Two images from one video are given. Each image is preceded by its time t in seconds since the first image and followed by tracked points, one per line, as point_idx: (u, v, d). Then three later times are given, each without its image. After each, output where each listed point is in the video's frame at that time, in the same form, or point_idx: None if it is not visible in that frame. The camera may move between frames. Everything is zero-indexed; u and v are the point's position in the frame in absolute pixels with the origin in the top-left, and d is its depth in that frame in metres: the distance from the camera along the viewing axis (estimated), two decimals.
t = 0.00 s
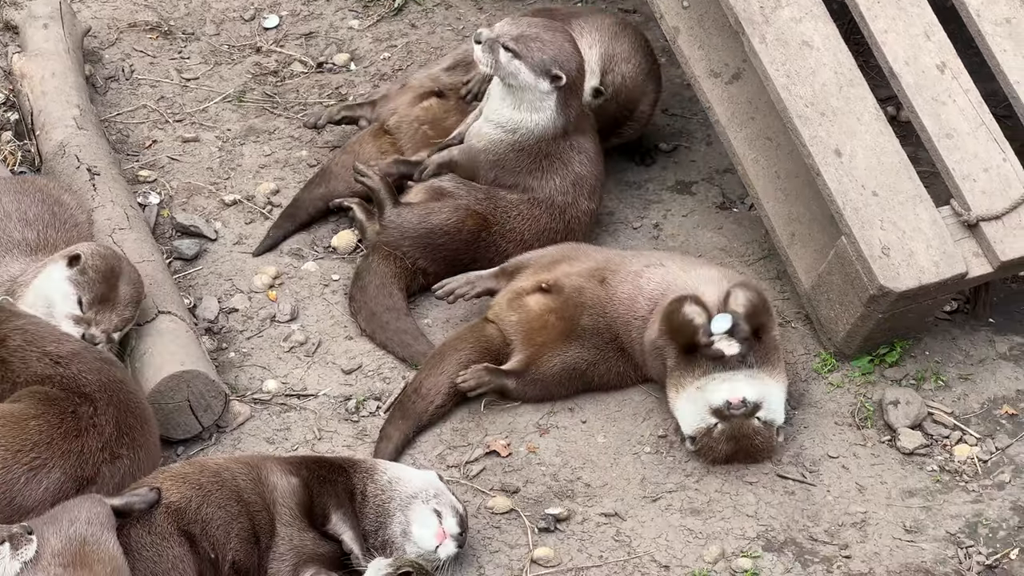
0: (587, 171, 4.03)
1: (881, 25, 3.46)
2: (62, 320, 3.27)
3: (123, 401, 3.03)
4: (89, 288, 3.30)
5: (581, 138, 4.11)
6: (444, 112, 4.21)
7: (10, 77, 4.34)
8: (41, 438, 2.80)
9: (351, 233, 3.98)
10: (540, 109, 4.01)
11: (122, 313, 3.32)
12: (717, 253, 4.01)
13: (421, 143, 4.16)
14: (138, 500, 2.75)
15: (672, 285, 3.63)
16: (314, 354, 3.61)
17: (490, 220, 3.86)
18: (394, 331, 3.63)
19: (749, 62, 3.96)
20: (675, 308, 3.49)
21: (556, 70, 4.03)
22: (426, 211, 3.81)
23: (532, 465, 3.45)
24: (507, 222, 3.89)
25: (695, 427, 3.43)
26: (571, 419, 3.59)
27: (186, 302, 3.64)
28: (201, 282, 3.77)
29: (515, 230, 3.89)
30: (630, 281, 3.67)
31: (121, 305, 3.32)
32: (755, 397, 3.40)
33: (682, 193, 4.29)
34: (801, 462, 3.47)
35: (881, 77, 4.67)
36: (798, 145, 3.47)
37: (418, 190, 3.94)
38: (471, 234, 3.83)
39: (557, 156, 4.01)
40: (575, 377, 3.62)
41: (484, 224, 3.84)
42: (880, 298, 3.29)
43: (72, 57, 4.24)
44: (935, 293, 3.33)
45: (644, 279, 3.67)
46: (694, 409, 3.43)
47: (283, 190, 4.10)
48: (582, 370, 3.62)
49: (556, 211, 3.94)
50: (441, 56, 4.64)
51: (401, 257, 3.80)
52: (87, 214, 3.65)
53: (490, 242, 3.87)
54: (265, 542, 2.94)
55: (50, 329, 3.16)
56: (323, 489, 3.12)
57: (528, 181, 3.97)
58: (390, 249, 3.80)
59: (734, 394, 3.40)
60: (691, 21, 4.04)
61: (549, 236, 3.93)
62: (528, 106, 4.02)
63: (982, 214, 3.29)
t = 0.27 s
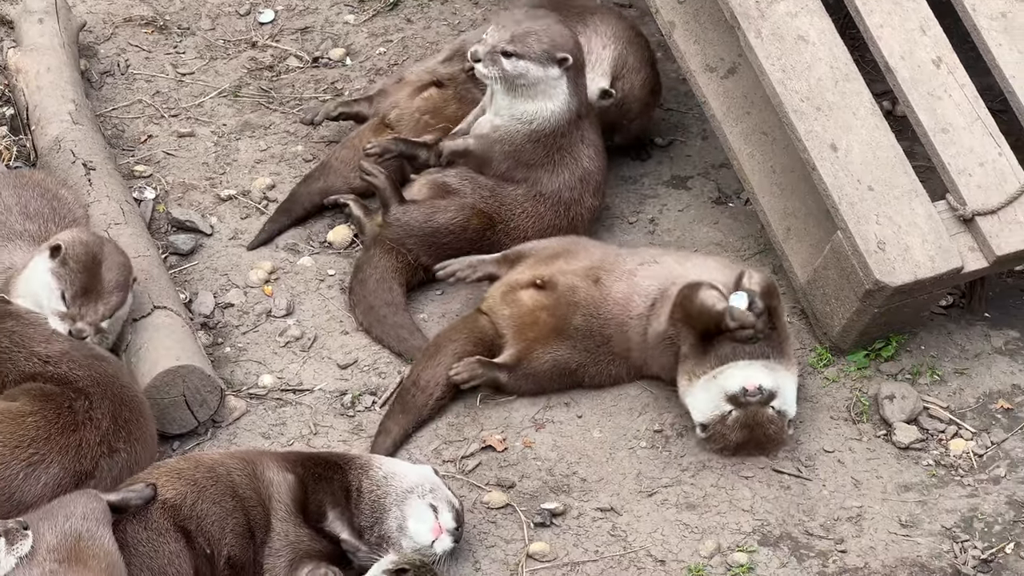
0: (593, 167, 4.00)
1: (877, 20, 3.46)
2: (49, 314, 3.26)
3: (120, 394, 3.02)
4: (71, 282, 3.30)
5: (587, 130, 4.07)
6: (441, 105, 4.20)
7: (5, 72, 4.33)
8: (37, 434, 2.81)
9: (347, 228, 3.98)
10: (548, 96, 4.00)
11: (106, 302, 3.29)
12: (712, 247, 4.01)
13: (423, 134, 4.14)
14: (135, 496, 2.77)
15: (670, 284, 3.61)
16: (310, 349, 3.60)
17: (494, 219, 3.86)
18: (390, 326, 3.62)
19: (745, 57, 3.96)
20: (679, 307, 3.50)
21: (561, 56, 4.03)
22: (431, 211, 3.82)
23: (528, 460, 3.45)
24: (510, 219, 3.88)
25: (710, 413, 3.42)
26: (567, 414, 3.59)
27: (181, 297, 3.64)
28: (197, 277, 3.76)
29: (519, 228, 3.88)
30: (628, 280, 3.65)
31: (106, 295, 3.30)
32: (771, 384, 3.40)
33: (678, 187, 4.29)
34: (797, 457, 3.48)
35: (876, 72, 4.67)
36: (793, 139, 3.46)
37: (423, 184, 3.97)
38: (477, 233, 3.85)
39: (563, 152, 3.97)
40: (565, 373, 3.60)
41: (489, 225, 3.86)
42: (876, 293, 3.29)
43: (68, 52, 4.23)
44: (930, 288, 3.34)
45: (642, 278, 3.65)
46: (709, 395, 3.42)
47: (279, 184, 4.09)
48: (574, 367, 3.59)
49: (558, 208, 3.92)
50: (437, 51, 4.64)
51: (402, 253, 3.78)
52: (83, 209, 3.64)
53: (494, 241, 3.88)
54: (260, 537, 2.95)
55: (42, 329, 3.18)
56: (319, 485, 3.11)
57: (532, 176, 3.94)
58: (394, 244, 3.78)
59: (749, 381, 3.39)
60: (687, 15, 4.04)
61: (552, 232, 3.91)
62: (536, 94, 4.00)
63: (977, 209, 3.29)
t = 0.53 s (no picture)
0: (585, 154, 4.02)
1: (872, 13, 3.46)
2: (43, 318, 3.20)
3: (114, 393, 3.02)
4: (65, 287, 3.26)
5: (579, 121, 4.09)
6: (433, 99, 4.21)
7: None
8: (33, 431, 2.80)
9: (342, 222, 3.97)
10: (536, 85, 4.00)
11: (101, 305, 3.27)
12: (707, 241, 4.00)
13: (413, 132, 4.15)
14: (130, 489, 2.77)
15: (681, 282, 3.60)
16: (305, 343, 3.60)
17: (486, 213, 3.88)
18: (385, 320, 3.62)
19: (740, 51, 3.96)
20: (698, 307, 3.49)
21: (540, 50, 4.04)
22: (423, 204, 3.81)
23: (523, 453, 3.46)
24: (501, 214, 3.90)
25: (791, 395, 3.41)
26: (562, 408, 3.60)
27: (176, 291, 3.63)
28: (192, 271, 3.76)
29: (511, 222, 3.90)
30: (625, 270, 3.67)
31: (101, 298, 3.28)
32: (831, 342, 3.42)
33: (673, 181, 4.29)
34: (792, 451, 3.50)
35: (871, 66, 4.67)
36: (788, 133, 3.46)
37: (413, 177, 3.98)
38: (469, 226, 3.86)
39: (555, 143, 3.99)
40: (540, 358, 3.63)
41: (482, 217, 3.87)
42: (870, 286, 3.30)
43: (63, 46, 4.23)
44: (925, 281, 3.35)
45: (641, 269, 3.67)
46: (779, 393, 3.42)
47: (274, 178, 4.09)
48: (548, 355, 3.62)
49: (551, 200, 3.93)
50: (432, 44, 4.63)
51: (397, 246, 3.76)
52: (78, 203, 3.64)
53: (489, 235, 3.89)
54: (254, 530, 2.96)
55: (35, 329, 3.15)
56: (317, 479, 3.13)
57: (526, 170, 3.95)
58: (386, 237, 3.76)
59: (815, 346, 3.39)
60: (683, 9, 4.04)
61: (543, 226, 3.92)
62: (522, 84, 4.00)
63: (972, 203, 3.29)
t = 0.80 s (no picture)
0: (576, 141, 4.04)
1: (866, 6, 3.47)
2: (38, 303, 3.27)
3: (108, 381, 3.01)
4: (56, 266, 3.30)
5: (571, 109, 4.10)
6: (427, 89, 4.18)
7: None
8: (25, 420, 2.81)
9: (336, 214, 3.97)
10: (520, 74, 3.98)
11: (93, 285, 3.29)
12: (701, 233, 4.01)
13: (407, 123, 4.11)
14: (119, 476, 2.79)
15: (680, 321, 3.49)
16: (299, 335, 3.60)
17: (480, 201, 3.86)
18: (379, 312, 3.62)
19: (733, 43, 3.96)
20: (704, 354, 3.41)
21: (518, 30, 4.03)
22: (413, 190, 3.79)
23: (517, 445, 3.47)
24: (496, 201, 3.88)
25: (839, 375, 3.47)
26: (556, 400, 3.61)
27: (170, 283, 3.63)
28: (186, 263, 3.76)
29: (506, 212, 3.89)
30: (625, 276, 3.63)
31: (93, 277, 3.31)
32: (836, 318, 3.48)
33: (667, 173, 4.29)
34: (785, 443, 3.52)
35: (865, 58, 4.66)
36: (782, 125, 3.46)
37: (407, 168, 3.95)
38: (460, 214, 3.83)
39: (547, 132, 3.99)
40: (517, 336, 3.65)
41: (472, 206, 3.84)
42: (864, 278, 3.30)
43: (56, 38, 4.23)
44: (918, 273, 3.37)
45: (640, 289, 3.58)
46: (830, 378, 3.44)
47: (267, 170, 4.09)
48: (526, 334, 3.63)
49: (544, 190, 3.94)
50: (425, 36, 4.63)
51: (389, 237, 3.76)
52: (72, 195, 3.64)
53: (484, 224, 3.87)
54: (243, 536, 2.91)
55: (29, 317, 3.17)
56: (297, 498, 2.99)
57: (519, 158, 3.95)
58: (379, 228, 3.76)
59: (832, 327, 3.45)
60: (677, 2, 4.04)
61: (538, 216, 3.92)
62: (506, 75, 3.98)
63: (965, 195, 3.30)
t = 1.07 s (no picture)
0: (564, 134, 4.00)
1: None
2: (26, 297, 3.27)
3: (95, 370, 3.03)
4: (48, 268, 3.28)
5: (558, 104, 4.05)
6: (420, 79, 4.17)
7: None
8: (16, 410, 2.81)
9: (329, 204, 3.97)
10: (500, 84, 3.94)
11: (84, 288, 3.28)
12: (694, 223, 4.01)
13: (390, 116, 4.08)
14: (116, 470, 2.85)
15: (678, 326, 3.53)
16: (291, 325, 3.60)
17: (467, 199, 3.84)
18: (371, 301, 3.62)
19: (726, 32, 3.95)
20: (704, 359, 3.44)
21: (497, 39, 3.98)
22: (401, 189, 3.80)
23: (510, 435, 3.47)
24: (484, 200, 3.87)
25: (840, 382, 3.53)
26: (548, 389, 3.62)
27: (163, 273, 3.63)
28: (179, 253, 3.76)
29: (496, 208, 3.87)
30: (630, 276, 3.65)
31: (85, 279, 3.29)
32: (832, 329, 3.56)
33: (660, 162, 4.29)
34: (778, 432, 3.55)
35: (858, 47, 4.66)
36: (774, 115, 3.46)
37: (395, 162, 3.93)
38: (447, 214, 3.84)
39: (537, 126, 3.96)
40: (508, 327, 3.68)
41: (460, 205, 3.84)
42: (857, 267, 3.30)
43: (49, 27, 4.23)
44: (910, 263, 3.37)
45: (638, 291, 3.61)
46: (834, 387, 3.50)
47: (260, 160, 4.09)
48: (517, 326, 3.65)
49: (533, 183, 3.91)
50: (419, 26, 4.62)
51: (376, 230, 3.78)
52: (64, 184, 3.64)
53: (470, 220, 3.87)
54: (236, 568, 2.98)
55: (19, 309, 3.17)
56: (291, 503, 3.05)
57: (509, 156, 3.93)
58: (367, 223, 3.78)
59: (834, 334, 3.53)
60: None
61: (528, 212, 3.90)
62: (487, 84, 3.94)
63: (958, 183, 3.30)
